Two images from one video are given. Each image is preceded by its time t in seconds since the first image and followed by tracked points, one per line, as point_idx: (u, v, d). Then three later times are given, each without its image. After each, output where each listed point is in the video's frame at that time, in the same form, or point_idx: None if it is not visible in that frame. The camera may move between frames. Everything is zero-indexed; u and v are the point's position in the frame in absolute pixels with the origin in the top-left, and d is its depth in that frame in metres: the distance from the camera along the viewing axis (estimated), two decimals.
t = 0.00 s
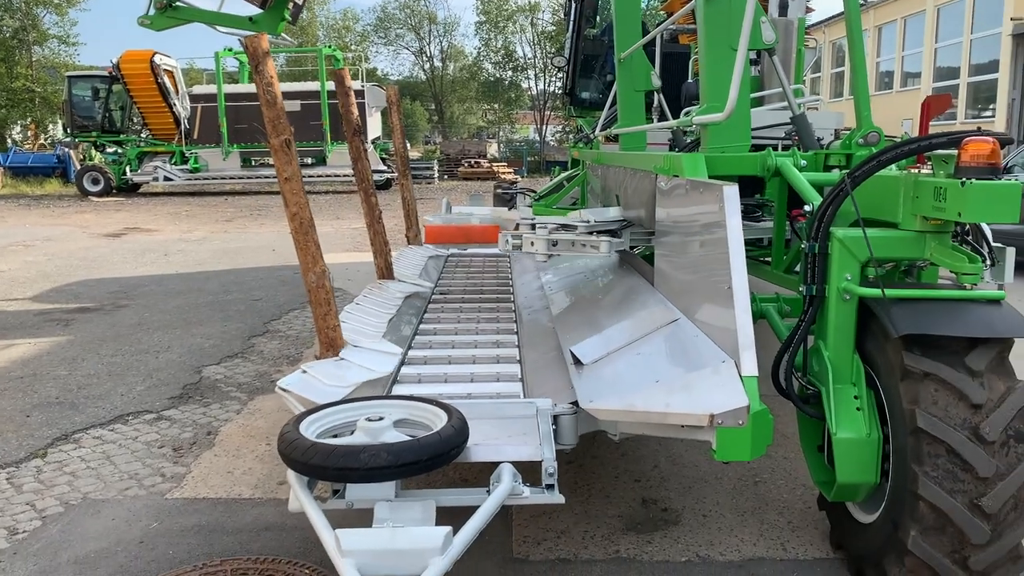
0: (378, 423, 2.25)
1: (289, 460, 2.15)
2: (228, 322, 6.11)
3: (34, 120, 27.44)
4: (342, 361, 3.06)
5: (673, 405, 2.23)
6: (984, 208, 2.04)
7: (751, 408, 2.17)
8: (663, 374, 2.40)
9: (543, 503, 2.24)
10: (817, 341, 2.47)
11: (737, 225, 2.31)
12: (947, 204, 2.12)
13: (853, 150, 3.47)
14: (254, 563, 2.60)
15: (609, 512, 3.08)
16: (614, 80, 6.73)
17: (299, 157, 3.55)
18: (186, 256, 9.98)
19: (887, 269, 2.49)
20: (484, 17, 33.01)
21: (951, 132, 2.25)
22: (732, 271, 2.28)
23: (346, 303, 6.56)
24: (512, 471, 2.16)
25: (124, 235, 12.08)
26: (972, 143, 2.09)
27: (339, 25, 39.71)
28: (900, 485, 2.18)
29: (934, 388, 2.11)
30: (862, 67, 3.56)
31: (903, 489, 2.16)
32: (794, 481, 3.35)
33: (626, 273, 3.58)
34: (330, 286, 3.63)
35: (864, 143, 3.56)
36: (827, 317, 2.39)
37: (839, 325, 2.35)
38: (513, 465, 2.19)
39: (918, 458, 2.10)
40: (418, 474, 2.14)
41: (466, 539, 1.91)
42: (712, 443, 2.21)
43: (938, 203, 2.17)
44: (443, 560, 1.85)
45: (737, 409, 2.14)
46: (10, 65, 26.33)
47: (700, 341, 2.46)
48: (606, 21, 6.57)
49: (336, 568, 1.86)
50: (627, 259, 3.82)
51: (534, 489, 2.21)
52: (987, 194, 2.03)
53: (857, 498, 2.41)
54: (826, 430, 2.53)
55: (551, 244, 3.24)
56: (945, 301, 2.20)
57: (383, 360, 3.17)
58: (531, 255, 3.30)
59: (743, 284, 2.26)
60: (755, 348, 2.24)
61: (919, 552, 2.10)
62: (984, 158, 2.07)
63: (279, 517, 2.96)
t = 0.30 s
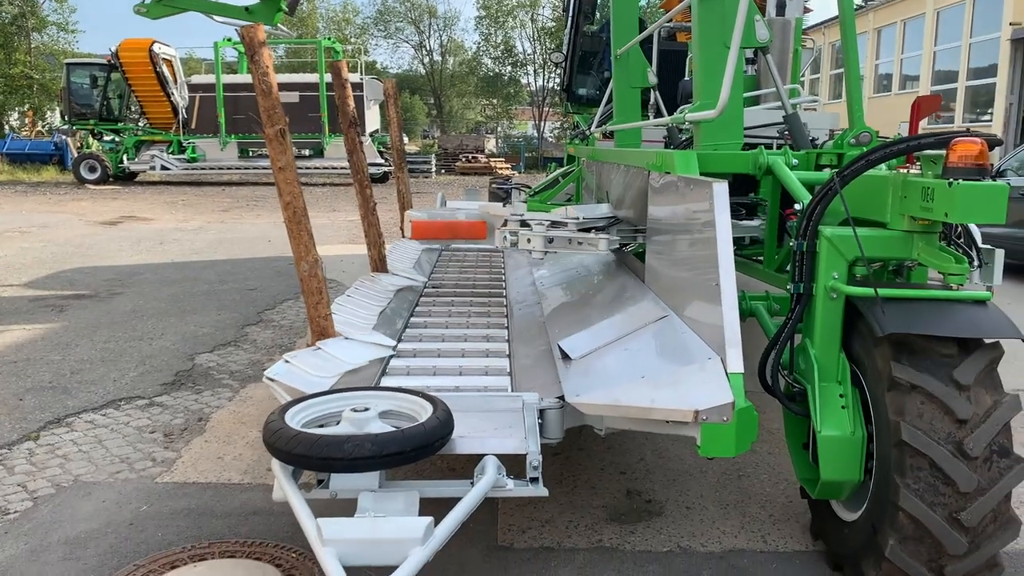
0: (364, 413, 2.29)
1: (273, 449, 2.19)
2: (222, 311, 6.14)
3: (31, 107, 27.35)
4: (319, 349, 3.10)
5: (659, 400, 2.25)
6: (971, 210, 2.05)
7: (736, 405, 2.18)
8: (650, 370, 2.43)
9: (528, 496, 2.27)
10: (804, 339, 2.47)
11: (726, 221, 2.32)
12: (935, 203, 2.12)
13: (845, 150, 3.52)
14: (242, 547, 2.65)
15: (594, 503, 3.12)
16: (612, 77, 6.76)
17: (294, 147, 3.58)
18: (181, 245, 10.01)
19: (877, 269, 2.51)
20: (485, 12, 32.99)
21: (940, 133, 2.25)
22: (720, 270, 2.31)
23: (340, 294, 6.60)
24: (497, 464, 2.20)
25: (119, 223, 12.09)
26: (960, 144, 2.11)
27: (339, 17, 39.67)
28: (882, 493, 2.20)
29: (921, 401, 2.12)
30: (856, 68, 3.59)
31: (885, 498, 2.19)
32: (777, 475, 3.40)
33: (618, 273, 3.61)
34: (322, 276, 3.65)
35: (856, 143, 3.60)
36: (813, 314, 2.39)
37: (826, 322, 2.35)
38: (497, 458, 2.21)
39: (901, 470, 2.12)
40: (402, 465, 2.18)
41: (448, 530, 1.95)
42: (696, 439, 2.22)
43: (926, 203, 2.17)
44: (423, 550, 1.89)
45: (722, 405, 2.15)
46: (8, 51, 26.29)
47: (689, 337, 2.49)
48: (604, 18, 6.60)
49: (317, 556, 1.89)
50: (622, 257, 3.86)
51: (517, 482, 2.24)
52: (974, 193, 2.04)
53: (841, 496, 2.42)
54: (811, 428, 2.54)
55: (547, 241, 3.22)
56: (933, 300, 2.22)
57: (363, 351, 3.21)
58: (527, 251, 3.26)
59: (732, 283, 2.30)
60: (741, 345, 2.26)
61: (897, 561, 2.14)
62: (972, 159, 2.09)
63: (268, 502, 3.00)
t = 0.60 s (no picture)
0: (359, 404, 2.32)
1: (269, 438, 2.24)
2: (226, 302, 6.20)
3: (40, 98, 27.46)
4: (308, 338, 3.12)
5: (653, 395, 2.26)
6: (969, 209, 2.00)
7: (730, 401, 2.20)
8: (645, 365, 2.43)
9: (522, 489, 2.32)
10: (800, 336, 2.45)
11: (724, 218, 2.34)
12: (932, 203, 2.08)
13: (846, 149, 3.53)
14: (242, 532, 2.70)
15: (588, 495, 3.16)
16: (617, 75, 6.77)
17: (297, 140, 3.61)
18: (187, 237, 10.08)
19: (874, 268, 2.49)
20: (493, 9, 32.98)
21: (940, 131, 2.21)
22: (716, 264, 2.32)
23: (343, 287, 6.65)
24: (491, 457, 2.24)
25: (126, 215, 12.17)
26: (959, 143, 2.05)
27: (347, 12, 39.73)
28: (873, 501, 2.20)
29: (917, 415, 2.10)
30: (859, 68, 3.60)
31: (876, 507, 2.19)
32: (771, 470, 3.44)
33: (618, 268, 3.63)
34: (324, 267, 3.68)
35: (857, 142, 3.61)
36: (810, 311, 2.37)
37: (822, 320, 2.33)
38: (492, 451, 2.25)
39: (893, 482, 2.11)
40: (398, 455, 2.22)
41: (439, 520, 1.99)
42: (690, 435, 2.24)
43: (924, 203, 2.13)
44: (415, 540, 1.94)
45: (715, 402, 2.17)
46: (17, 43, 26.43)
47: (686, 333, 2.50)
48: (611, 15, 6.62)
49: (309, 545, 1.93)
50: (623, 254, 3.88)
51: (512, 475, 2.29)
52: (971, 193, 2.00)
53: (834, 495, 2.40)
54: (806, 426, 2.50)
55: (525, 235, 3.45)
56: (930, 300, 2.20)
57: (353, 342, 3.22)
58: (505, 244, 3.48)
59: (727, 279, 2.30)
60: (736, 342, 2.27)
61: (885, 570, 2.15)
62: (971, 158, 2.04)
63: (268, 489, 3.04)
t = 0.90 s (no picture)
0: (371, 405, 2.34)
1: (282, 438, 2.28)
2: (238, 303, 6.27)
3: (53, 100, 27.65)
4: (320, 339, 3.16)
5: (663, 397, 2.28)
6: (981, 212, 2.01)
7: (740, 403, 2.23)
8: (655, 367, 2.46)
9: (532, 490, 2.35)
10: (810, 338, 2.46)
11: (734, 222, 2.39)
12: (943, 206, 2.09)
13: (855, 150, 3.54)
14: (256, 528, 2.76)
15: (597, 493, 3.20)
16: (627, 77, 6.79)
17: (312, 143, 3.66)
18: (199, 238, 10.17)
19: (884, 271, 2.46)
20: (502, 11, 33.08)
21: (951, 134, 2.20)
22: (727, 268, 2.35)
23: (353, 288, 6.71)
24: (502, 458, 2.27)
25: (138, 216, 12.28)
26: (970, 146, 2.05)
27: (357, 15, 39.90)
28: (882, 510, 2.20)
29: (928, 431, 2.08)
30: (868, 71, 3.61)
31: (884, 517, 2.20)
32: (778, 470, 3.47)
33: (628, 271, 3.66)
34: (338, 267, 3.73)
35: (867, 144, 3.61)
36: (820, 313, 2.38)
37: (832, 322, 2.33)
38: (503, 452, 2.29)
39: (902, 496, 2.11)
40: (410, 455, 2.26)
41: (451, 521, 2.03)
42: (701, 437, 2.26)
43: (935, 206, 2.14)
44: (427, 540, 1.98)
45: (726, 403, 2.19)
46: (30, 45, 26.67)
47: (696, 335, 2.53)
48: (620, 18, 6.66)
49: (323, 544, 1.98)
50: (632, 257, 3.91)
51: (522, 476, 2.32)
52: (983, 196, 2.00)
53: (844, 496, 2.42)
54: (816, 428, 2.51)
55: (524, 236, 3.42)
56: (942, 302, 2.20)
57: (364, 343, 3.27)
58: (505, 245, 3.45)
59: (738, 281, 2.33)
60: (747, 344, 2.30)
61: None
62: (982, 161, 2.03)
63: (281, 486, 3.09)
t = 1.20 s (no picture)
0: (385, 416, 2.41)
1: (297, 449, 2.31)
2: (247, 312, 6.31)
3: (57, 112, 27.78)
4: (332, 350, 3.19)
5: (678, 406, 2.31)
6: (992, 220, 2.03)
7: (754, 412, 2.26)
8: (668, 376, 2.49)
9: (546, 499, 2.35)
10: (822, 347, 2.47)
11: (746, 229, 2.41)
12: (954, 213, 2.10)
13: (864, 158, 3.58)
14: (273, 534, 2.79)
15: (609, 498, 3.23)
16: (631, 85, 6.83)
17: (323, 154, 3.71)
18: (205, 248, 10.23)
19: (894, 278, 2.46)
20: (504, 19, 33.24)
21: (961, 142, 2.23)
22: (739, 277, 2.38)
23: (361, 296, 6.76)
24: (517, 468, 2.28)
25: (144, 226, 12.34)
26: (980, 154, 2.06)
27: (359, 24, 40.13)
28: (895, 523, 2.24)
29: (943, 450, 2.10)
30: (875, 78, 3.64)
31: (898, 533, 2.23)
32: (787, 474, 3.50)
33: (636, 278, 3.70)
34: (349, 276, 3.78)
35: (875, 151, 3.67)
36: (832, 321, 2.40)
37: (844, 330, 2.35)
38: (516, 461, 2.30)
39: (915, 514, 2.14)
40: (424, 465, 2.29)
41: (468, 531, 2.04)
42: (715, 445, 2.30)
43: (945, 213, 2.15)
44: (445, 550, 1.99)
45: (740, 412, 2.23)
46: (36, 57, 26.83)
47: (707, 344, 2.56)
48: (624, 26, 6.72)
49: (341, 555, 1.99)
50: (640, 264, 3.93)
51: (537, 486, 2.33)
52: (994, 204, 2.02)
53: (858, 504, 2.41)
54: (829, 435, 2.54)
55: (520, 245, 3.46)
56: (952, 309, 2.20)
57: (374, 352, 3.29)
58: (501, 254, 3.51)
59: (751, 291, 2.35)
60: (760, 352, 2.32)
61: None
62: (993, 169, 2.05)
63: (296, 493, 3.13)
